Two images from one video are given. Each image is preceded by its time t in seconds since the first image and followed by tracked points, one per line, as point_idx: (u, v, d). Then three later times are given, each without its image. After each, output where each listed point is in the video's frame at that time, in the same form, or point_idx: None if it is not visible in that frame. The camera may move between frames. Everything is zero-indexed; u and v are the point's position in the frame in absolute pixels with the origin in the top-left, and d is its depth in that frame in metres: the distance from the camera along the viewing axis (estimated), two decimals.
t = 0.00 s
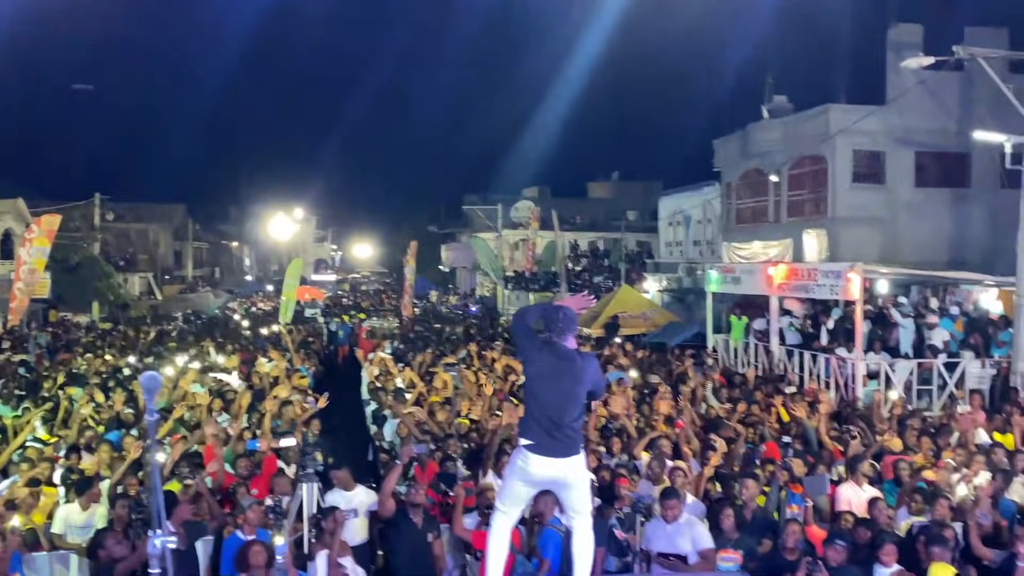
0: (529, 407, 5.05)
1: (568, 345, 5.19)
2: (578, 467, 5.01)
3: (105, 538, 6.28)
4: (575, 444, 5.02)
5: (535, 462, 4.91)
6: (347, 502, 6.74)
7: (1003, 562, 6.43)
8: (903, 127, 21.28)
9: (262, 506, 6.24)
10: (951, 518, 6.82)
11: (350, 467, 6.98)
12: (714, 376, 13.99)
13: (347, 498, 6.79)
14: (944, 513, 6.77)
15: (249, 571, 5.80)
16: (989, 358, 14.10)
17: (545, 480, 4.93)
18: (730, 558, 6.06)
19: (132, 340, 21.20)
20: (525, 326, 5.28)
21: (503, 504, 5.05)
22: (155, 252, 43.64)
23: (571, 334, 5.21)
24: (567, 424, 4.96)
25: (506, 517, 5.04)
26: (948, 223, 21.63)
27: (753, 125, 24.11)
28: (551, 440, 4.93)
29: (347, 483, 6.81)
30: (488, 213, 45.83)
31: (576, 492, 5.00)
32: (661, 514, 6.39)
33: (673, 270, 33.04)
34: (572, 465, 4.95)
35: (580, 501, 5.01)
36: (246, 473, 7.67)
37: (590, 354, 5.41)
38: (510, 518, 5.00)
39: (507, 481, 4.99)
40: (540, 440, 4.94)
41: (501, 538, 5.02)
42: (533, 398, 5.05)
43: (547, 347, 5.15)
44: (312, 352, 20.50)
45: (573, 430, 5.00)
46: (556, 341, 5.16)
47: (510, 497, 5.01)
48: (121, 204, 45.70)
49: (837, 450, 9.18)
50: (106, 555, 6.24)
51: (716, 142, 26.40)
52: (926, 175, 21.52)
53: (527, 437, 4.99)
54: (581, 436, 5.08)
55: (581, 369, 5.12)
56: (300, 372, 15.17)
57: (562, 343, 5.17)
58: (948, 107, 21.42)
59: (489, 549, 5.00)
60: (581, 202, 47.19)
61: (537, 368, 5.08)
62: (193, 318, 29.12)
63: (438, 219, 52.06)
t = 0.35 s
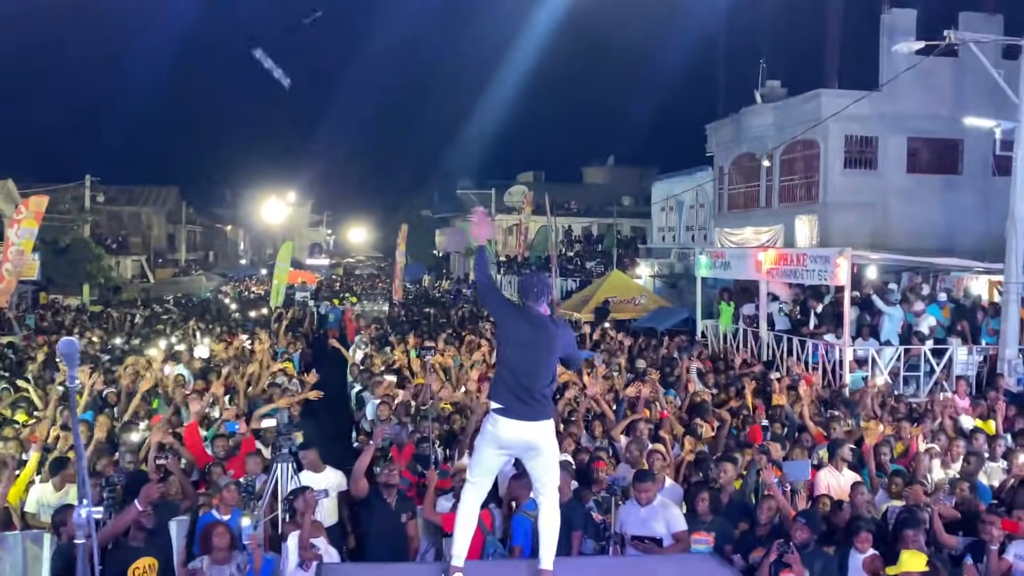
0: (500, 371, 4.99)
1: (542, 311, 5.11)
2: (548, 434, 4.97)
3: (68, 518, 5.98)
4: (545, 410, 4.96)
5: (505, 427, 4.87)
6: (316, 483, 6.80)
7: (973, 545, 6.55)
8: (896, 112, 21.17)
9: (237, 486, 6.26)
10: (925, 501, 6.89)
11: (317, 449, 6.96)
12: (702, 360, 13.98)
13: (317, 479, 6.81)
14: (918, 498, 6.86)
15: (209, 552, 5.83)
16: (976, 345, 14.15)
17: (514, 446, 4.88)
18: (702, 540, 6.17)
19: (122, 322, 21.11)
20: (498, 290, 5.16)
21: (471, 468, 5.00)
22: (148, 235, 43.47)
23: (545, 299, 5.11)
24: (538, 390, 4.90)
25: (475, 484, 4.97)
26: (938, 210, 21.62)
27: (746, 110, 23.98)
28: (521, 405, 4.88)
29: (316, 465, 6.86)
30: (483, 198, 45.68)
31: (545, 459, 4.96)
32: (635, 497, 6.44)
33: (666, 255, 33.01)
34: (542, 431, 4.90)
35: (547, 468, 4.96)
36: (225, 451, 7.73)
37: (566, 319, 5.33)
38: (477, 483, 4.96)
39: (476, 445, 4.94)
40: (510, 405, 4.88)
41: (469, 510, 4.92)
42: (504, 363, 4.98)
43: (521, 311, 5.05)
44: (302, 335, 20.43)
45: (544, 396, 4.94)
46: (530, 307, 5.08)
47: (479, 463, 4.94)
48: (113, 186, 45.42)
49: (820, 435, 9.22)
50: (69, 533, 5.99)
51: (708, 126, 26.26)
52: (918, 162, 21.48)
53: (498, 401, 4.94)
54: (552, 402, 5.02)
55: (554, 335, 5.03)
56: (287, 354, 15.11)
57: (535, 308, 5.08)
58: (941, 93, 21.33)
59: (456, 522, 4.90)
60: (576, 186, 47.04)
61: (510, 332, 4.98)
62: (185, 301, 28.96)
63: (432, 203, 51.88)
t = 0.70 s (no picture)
0: (469, 382, 4.94)
1: (506, 320, 5.11)
2: (521, 443, 4.93)
3: (47, 506, 5.98)
4: (517, 419, 4.93)
5: (477, 438, 4.83)
6: (297, 472, 7.20)
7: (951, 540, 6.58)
8: (898, 107, 21.07)
9: (225, 479, 6.33)
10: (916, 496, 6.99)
11: (299, 439, 7.29)
12: (702, 354, 13.91)
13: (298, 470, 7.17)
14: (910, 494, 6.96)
15: (185, 544, 5.90)
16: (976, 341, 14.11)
17: (486, 456, 4.85)
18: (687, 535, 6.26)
19: (125, 313, 21.09)
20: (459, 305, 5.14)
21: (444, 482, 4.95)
22: (153, 227, 43.53)
23: (509, 307, 5.11)
24: (509, 400, 4.87)
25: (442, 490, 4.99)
26: (942, 206, 21.49)
27: (749, 104, 23.83)
28: (493, 416, 4.84)
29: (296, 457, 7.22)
30: (487, 192, 45.58)
31: (519, 469, 4.92)
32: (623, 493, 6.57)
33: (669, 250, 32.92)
34: (516, 441, 4.86)
35: (520, 476, 4.93)
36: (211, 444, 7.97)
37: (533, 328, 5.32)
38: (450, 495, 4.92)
39: (445, 456, 4.89)
40: (482, 415, 4.84)
41: (434, 504, 4.97)
42: (473, 373, 4.94)
43: (485, 322, 5.04)
44: (304, 328, 20.40)
45: (516, 404, 4.91)
46: (496, 316, 5.08)
47: (448, 471, 4.92)
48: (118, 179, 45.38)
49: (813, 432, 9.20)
50: (48, 523, 5.98)
51: (711, 121, 26.11)
52: (921, 157, 21.37)
53: (469, 413, 4.89)
54: (525, 411, 4.99)
55: (523, 342, 5.02)
56: (285, 347, 15.08)
57: (500, 318, 5.08)
58: (944, 88, 21.24)
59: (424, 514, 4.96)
60: (581, 181, 46.90)
61: (478, 343, 4.95)
62: (188, 293, 28.96)
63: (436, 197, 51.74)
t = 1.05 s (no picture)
0: (457, 350, 5.02)
1: (501, 290, 5.16)
2: (507, 411, 5.00)
3: (43, 493, 6.00)
4: (504, 388, 5.00)
5: (463, 405, 4.91)
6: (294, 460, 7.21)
7: (934, 520, 6.77)
8: (899, 92, 20.99)
9: (223, 467, 6.39)
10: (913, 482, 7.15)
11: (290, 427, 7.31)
12: (701, 341, 13.90)
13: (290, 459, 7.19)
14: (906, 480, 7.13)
15: (179, 531, 5.91)
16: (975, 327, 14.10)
17: (472, 424, 4.93)
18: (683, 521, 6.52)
19: (125, 304, 21.10)
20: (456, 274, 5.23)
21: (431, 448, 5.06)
22: (153, 218, 43.53)
23: (504, 279, 5.16)
24: (495, 367, 4.94)
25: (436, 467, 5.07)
26: (942, 192, 21.45)
27: (749, 91, 23.70)
28: (477, 383, 4.92)
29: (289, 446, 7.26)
30: (488, 181, 45.49)
31: (505, 435, 4.99)
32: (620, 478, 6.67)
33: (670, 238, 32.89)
34: (499, 408, 4.93)
35: (506, 446, 5.00)
36: (208, 432, 8.09)
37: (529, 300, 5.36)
38: (438, 463, 5.02)
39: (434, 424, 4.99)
40: (468, 382, 4.92)
41: (432, 489, 5.06)
42: (462, 341, 5.01)
43: (478, 291, 5.10)
44: (304, 317, 20.42)
45: (502, 373, 4.98)
46: (489, 288, 5.13)
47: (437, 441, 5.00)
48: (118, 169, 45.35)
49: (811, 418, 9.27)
50: (44, 508, 6.01)
51: (711, 108, 26.02)
52: (921, 143, 21.31)
53: (456, 380, 4.97)
54: (510, 380, 5.05)
55: (513, 312, 5.08)
56: (285, 336, 15.10)
57: (493, 288, 5.13)
58: (945, 74, 21.17)
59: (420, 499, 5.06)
60: (582, 170, 46.80)
61: (470, 312, 5.01)
62: (189, 283, 28.98)
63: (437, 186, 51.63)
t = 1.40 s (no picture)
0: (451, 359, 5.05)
1: (487, 292, 5.15)
2: (505, 412, 5.09)
3: (35, 482, 5.96)
4: (503, 390, 5.09)
5: (468, 414, 4.98)
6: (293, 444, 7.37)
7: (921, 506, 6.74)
8: (895, 78, 20.97)
9: (219, 454, 6.49)
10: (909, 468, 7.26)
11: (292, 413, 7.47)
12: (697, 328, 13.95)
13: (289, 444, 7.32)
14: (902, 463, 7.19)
15: (178, 519, 5.96)
16: (971, 313, 14.12)
17: (475, 429, 5.01)
18: (683, 506, 6.75)
19: (123, 292, 21.15)
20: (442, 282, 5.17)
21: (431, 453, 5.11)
22: (150, 206, 43.54)
23: (489, 281, 5.13)
24: (497, 373, 5.02)
25: (431, 462, 5.13)
26: (939, 179, 21.44)
27: (745, 78, 23.65)
28: (476, 391, 4.98)
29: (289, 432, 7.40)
30: (486, 168, 45.41)
31: (505, 436, 5.09)
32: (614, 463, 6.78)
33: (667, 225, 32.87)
34: (499, 412, 5.02)
35: (507, 446, 5.11)
36: (208, 419, 8.30)
37: (513, 292, 5.38)
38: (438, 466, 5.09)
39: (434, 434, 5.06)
40: (467, 391, 4.98)
41: (425, 478, 5.13)
42: (461, 352, 5.01)
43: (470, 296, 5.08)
44: (302, 305, 20.45)
45: (502, 377, 5.06)
46: (476, 292, 5.11)
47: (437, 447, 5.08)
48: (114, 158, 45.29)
49: (806, 404, 9.34)
50: (36, 497, 5.99)
51: (708, 95, 25.97)
52: (918, 129, 21.30)
53: (455, 390, 5.02)
54: (508, 381, 5.13)
55: (503, 313, 5.10)
56: (282, 325, 15.15)
57: (481, 291, 5.11)
58: (941, 60, 21.15)
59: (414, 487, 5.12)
60: (580, 157, 46.73)
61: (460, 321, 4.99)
62: (186, 272, 29.01)
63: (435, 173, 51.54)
